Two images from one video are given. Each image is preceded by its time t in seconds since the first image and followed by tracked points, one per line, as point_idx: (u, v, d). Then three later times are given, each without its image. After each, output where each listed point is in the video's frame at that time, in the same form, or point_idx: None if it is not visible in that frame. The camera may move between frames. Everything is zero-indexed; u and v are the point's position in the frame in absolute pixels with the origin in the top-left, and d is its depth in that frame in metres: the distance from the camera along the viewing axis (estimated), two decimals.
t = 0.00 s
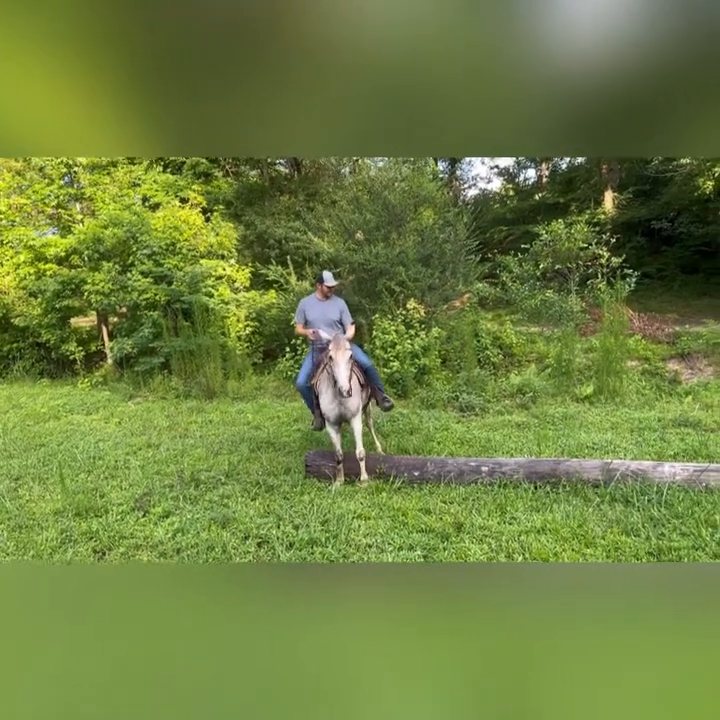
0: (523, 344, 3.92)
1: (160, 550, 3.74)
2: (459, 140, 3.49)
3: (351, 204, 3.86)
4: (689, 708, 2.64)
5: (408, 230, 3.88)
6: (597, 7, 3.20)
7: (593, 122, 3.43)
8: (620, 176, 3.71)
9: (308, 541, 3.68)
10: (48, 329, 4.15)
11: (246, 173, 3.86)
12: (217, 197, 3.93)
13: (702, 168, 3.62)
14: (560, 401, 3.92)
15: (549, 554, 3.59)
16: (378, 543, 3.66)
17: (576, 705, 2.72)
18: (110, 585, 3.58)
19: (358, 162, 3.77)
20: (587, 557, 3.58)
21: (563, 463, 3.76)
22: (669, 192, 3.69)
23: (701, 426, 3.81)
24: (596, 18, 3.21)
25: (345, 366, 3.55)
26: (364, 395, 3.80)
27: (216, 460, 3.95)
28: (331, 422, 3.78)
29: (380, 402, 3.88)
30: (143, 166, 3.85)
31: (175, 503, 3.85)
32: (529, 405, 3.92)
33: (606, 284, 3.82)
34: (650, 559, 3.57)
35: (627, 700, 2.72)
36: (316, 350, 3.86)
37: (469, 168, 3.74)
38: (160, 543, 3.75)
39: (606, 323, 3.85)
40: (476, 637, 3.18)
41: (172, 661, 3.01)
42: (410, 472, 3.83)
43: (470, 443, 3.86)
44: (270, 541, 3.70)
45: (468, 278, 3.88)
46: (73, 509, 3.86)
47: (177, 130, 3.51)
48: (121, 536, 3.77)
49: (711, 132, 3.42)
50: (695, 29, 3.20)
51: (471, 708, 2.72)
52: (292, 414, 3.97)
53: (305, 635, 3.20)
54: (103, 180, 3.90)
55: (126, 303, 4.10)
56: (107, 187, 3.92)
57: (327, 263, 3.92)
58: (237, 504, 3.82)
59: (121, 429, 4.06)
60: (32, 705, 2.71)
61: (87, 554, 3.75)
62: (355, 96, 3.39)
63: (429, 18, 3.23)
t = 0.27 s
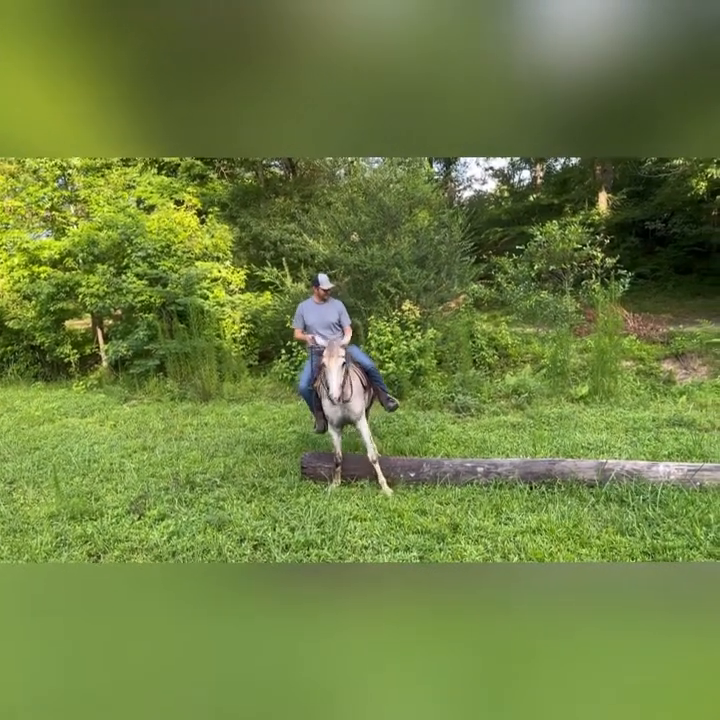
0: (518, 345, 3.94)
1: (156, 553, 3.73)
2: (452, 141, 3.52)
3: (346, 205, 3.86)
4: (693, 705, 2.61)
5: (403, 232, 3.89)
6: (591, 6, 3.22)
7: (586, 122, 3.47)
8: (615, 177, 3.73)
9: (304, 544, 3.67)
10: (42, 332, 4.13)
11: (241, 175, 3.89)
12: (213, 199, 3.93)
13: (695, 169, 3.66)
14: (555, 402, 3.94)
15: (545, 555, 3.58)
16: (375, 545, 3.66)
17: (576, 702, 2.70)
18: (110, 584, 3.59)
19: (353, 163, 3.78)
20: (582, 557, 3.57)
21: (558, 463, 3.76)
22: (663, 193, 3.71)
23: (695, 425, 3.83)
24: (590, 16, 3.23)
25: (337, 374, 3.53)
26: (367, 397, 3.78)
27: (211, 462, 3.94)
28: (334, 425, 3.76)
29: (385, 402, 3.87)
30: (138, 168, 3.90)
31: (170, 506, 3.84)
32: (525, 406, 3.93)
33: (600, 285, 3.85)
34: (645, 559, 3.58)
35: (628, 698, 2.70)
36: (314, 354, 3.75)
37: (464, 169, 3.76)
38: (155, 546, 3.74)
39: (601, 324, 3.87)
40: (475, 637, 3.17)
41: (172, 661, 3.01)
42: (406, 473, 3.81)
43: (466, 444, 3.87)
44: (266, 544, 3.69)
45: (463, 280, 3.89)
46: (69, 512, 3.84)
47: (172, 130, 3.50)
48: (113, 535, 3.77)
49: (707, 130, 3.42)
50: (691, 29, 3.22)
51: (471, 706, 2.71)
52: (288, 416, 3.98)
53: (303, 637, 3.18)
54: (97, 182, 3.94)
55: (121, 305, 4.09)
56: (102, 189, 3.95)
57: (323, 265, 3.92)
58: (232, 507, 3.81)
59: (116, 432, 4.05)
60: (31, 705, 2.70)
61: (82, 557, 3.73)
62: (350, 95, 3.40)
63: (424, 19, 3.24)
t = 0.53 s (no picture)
0: (512, 346, 3.96)
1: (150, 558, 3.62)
2: (443, 139, 3.49)
3: (339, 208, 3.89)
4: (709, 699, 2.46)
5: (396, 235, 3.91)
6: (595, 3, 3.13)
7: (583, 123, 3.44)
8: (607, 178, 3.76)
9: (299, 547, 3.56)
10: (35, 336, 4.11)
11: (234, 178, 3.90)
12: (206, 202, 3.94)
13: (687, 170, 3.69)
14: (549, 403, 3.95)
15: (540, 557, 3.47)
16: (370, 548, 3.55)
17: (588, 693, 2.55)
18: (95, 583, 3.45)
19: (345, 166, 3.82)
20: (577, 558, 3.45)
21: (553, 464, 3.68)
22: (654, 195, 3.74)
23: (687, 426, 3.82)
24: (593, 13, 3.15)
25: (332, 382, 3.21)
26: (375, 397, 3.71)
27: (205, 466, 3.91)
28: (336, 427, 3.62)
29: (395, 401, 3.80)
30: (131, 171, 3.93)
31: (164, 510, 3.75)
32: (519, 408, 3.95)
33: (593, 286, 3.86)
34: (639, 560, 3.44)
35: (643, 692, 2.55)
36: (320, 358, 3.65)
37: (456, 171, 3.78)
38: (149, 551, 3.63)
39: (594, 325, 3.87)
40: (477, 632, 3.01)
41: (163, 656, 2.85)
42: (400, 476, 3.75)
43: (460, 446, 3.85)
44: (261, 547, 3.59)
45: (456, 281, 3.91)
46: (62, 518, 3.74)
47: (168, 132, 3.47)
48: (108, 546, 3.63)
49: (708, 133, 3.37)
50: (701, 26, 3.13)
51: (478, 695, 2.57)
52: (282, 419, 4.00)
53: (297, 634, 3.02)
54: (89, 185, 3.94)
55: (114, 308, 4.08)
56: (94, 192, 3.95)
57: (316, 267, 3.96)
58: (227, 510, 3.72)
59: (109, 436, 4.03)
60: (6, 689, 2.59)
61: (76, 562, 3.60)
62: (346, 97, 3.36)
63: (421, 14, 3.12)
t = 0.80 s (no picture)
0: (505, 347, 3.99)
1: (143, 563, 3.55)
2: (434, 135, 3.45)
3: (332, 211, 3.90)
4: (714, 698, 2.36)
5: (390, 237, 3.93)
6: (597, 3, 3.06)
7: (581, 127, 3.39)
8: (599, 180, 3.79)
9: (293, 551, 3.49)
10: (27, 340, 4.10)
11: (227, 181, 3.94)
12: (198, 205, 3.97)
13: (678, 172, 3.66)
14: (542, 405, 3.96)
15: (535, 558, 3.39)
16: (364, 551, 3.48)
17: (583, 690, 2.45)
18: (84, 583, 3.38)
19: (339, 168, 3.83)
20: (571, 559, 3.38)
21: (546, 465, 3.69)
22: (646, 196, 3.72)
23: (680, 426, 3.84)
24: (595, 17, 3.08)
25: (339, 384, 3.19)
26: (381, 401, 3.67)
27: (199, 470, 3.88)
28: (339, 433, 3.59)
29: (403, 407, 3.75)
30: (123, 175, 3.93)
31: (158, 515, 3.71)
32: (513, 409, 3.96)
33: (585, 288, 3.87)
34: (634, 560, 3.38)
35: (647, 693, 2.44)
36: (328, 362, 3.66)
37: (449, 174, 3.82)
38: (144, 555, 3.57)
39: (586, 327, 3.89)
40: (474, 633, 2.90)
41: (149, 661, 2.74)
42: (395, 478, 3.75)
43: (454, 448, 3.85)
44: (255, 551, 3.52)
45: (450, 283, 3.93)
46: (55, 523, 3.70)
47: (162, 136, 3.44)
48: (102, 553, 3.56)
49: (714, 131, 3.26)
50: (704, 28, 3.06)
51: (477, 697, 2.46)
52: (277, 422, 4.00)
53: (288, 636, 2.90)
54: (82, 189, 3.96)
55: (107, 312, 4.08)
56: (87, 196, 3.96)
57: (310, 270, 3.99)
58: (221, 514, 3.69)
59: (103, 440, 4.01)
60: None
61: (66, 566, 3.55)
62: (340, 100, 3.33)
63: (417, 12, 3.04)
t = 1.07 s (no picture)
0: (500, 349, 3.98)
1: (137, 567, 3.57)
2: (426, 140, 3.45)
3: (326, 214, 3.92)
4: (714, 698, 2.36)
5: (383, 240, 3.93)
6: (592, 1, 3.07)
7: (578, 127, 3.38)
8: (591, 182, 3.80)
9: (288, 555, 3.51)
10: (20, 345, 4.08)
11: (220, 185, 3.96)
12: (192, 209, 3.99)
13: (669, 174, 3.73)
14: (536, 406, 3.95)
15: (529, 559, 3.42)
16: (359, 554, 3.49)
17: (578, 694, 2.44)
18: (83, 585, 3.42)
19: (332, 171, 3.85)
20: (565, 560, 3.41)
21: (540, 467, 3.65)
22: (637, 197, 3.78)
23: (673, 426, 3.83)
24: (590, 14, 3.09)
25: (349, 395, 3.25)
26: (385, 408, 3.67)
27: (193, 475, 3.85)
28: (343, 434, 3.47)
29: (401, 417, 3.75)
30: (116, 178, 3.93)
31: (152, 519, 3.71)
32: (507, 411, 3.96)
33: (578, 289, 3.89)
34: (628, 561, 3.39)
35: (644, 693, 2.44)
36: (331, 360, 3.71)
37: (443, 176, 3.83)
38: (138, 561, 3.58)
39: (579, 328, 3.91)
40: (474, 634, 2.89)
41: (146, 663, 2.72)
42: (389, 481, 3.69)
43: (449, 450, 3.84)
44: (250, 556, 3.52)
45: (443, 286, 3.94)
46: (48, 529, 3.69)
47: (155, 137, 3.42)
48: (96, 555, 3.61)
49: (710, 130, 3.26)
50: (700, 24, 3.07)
51: (478, 699, 2.44)
52: (271, 425, 3.98)
53: (287, 640, 2.88)
54: (74, 193, 3.95)
55: (99, 317, 4.08)
56: (79, 200, 3.96)
57: (304, 273, 3.98)
58: (215, 519, 3.68)
59: (96, 445, 3.99)
60: None
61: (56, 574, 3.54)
62: (336, 99, 3.31)
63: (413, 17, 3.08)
